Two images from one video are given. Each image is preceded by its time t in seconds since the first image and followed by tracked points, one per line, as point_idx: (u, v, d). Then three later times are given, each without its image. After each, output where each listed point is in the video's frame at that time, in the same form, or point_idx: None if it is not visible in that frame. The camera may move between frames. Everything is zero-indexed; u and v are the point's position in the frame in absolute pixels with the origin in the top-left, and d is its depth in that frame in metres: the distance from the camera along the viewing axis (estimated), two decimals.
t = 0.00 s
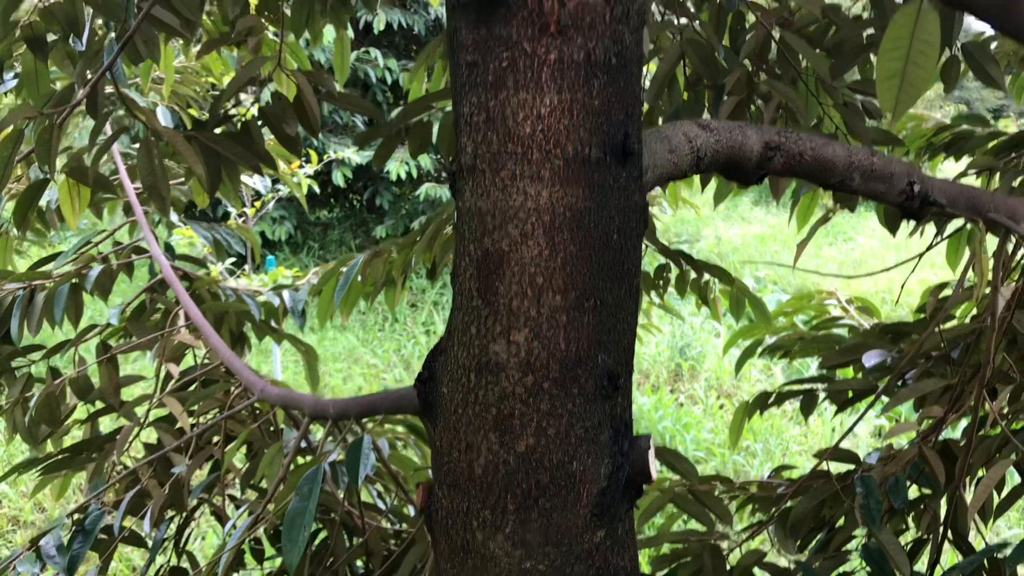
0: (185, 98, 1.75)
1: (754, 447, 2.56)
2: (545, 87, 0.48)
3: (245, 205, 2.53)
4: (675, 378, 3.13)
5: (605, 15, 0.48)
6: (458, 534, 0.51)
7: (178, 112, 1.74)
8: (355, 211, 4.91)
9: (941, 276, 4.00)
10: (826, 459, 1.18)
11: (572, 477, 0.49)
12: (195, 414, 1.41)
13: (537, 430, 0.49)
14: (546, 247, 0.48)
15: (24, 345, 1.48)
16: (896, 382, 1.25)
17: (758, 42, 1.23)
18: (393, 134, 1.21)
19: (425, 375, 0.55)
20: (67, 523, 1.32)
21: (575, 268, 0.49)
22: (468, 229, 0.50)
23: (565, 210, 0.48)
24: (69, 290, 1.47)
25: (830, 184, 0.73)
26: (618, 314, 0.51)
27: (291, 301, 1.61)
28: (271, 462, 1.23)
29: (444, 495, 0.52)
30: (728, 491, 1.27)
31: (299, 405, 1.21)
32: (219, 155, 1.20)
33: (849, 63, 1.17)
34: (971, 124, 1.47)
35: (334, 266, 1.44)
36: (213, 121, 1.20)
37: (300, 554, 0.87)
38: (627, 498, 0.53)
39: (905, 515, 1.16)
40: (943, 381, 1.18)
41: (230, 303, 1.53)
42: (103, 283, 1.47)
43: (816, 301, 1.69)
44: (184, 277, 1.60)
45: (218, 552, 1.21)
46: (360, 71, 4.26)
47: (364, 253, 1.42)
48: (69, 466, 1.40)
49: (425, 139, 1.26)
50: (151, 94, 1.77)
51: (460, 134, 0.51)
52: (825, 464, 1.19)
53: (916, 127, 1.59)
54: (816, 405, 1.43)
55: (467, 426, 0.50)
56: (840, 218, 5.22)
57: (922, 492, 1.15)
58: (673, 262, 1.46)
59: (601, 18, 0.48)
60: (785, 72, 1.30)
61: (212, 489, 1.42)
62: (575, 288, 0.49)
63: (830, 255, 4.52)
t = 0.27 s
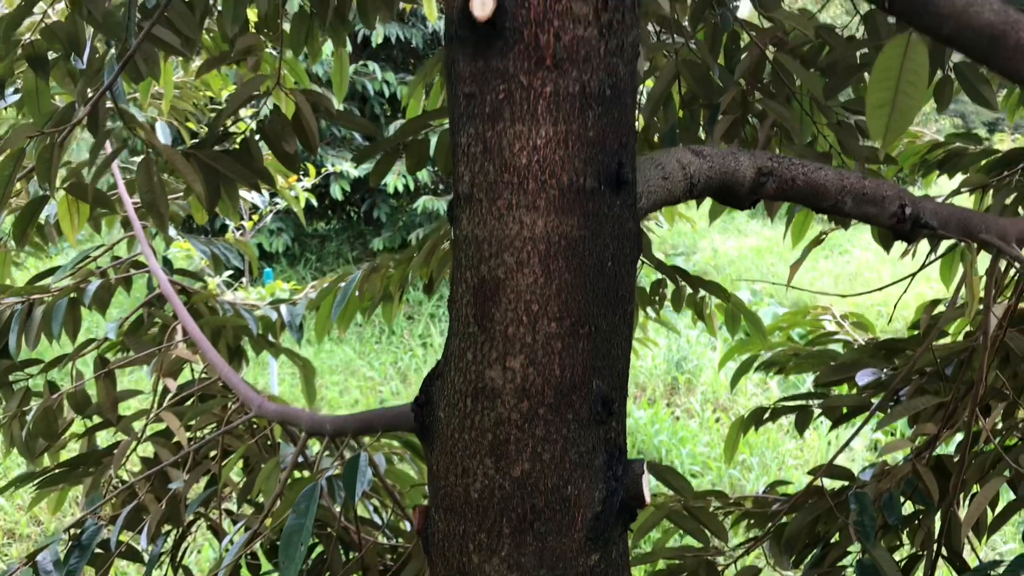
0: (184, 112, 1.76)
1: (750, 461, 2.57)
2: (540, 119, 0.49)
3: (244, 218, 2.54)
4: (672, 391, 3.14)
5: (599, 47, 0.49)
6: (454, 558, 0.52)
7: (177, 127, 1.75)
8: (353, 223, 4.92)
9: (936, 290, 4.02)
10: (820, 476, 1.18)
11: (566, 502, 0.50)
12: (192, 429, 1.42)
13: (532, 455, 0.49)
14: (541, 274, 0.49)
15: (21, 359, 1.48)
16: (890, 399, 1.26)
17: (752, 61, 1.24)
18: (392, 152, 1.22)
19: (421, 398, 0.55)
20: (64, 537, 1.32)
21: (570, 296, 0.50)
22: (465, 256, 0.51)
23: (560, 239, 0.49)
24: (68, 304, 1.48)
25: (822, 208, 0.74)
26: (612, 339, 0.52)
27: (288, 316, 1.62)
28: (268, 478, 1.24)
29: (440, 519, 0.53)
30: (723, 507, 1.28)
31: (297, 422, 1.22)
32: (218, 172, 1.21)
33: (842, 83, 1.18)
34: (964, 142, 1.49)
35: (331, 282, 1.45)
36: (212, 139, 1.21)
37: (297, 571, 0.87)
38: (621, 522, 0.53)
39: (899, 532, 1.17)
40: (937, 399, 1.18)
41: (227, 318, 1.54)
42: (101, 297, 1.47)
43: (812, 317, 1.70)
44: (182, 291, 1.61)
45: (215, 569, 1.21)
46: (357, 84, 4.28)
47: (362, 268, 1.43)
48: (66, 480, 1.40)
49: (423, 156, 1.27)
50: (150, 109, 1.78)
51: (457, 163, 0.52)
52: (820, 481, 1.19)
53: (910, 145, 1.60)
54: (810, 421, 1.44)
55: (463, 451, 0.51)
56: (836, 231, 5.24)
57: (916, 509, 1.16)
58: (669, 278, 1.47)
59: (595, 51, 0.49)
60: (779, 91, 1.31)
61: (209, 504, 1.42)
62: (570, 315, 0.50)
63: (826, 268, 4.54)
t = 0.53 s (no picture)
0: (183, 122, 1.76)
1: (747, 470, 2.57)
2: (537, 139, 0.49)
3: (242, 226, 2.55)
4: (670, 401, 3.15)
5: (596, 68, 0.50)
6: (451, 573, 0.52)
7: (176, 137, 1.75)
8: (351, 231, 4.93)
9: (933, 299, 4.03)
10: (817, 487, 1.19)
11: (562, 517, 0.50)
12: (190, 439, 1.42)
13: (529, 471, 0.50)
14: (537, 291, 0.50)
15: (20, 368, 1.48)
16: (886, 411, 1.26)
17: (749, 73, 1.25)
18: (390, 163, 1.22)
19: (419, 414, 0.56)
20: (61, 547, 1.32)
21: (566, 313, 0.50)
22: (462, 273, 0.52)
23: (556, 257, 0.50)
24: (66, 314, 1.48)
25: (818, 223, 0.75)
26: (608, 355, 0.53)
27: (286, 325, 1.62)
28: (265, 488, 1.24)
29: (437, 534, 0.53)
30: (721, 518, 1.28)
31: (294, 432, 1.22)
32: (217, 183, 1.22)
33: (839, 96, 1.19)
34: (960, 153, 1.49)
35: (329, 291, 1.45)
36: (211, 150, 1.22)
37: None
38: (617, 536, 0.54)
39: (895, 543, 1.17)
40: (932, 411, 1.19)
41: (226, 327, 1.54)
42: (100, 306, 1.48)
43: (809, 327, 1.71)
44: (180, 300, 1.61)
45: None
46: (356, 92, 4.29)
47: (360, 278, 1.43)
48: (64, 489, 1.40)
49: (421, 168, 1.27)
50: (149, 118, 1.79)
51: (455, 182, 0.53)
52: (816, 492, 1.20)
53: (906, 156, 1.61)
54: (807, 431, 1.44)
55: (460, 466, 0.51)
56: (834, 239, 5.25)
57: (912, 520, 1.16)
58: (666, 288, 1.48)
59: (592, 72, 0.50)
60: (776, 103, 1.32)
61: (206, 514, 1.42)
62: (566, 332, 0.50)
63: (824, 277, 4.55)
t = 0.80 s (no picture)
0: (182, 136, 1.77)
1: (744, 484, 2.58)
2: (533, 164, 0.50)
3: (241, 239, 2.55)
4: (667, 414, 3.15)
5: (591, 95, 0.51)
6: None
7: (176, 150, 1.76)
8: (350, 243, 4.94)
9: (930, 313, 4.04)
10: (813, 503, 1.19)
11: (558, 537, 0.51)
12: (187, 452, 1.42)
13: (525, 492, 0.50)
14: (533, 314, 0.50)
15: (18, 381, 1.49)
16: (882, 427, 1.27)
17: (745, 91, 1.26)
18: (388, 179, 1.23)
19: (417, 433, 0.56)
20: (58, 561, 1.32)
21: (562, 335, 0.51)
22: (459, 295, 0.53)
23: (552, 280, 0.50)
24: (65, 327, 1.49)
25: (812, 243, 0.75)
26: (604, 377, 0.53)
27: (284, 339, 1.62)
28: (262, 502, 1.24)
29: (434, 553, 0.53)
30: (718, 533, 1.28)
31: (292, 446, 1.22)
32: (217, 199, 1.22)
33: (834, 114, 1.20)
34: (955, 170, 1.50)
35: (327, 305, 1.46)
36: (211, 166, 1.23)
37: None
38: (612, 556, 0.54)
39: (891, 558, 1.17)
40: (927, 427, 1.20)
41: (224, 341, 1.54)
42: (99, 320, 1.48)
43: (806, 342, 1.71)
44: (179, 314, 1.62)
45: None
46: (355, 105, 4.31)
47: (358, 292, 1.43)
48: (61, 502, 1.40)
49: (420, 184, 1.28)
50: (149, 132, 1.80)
51: (452, 205, 0.54)
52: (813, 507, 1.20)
53: (902, 172, 1.61)
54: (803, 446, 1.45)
55: (457, 486, 0.52)
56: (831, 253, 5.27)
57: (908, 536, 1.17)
58: (663, 304, 1.48)
59: (587, 98, 0.51)
60: (772, 120, 1.33)
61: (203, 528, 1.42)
62: (562, 354, 0.51)
63: (821, 290, 4.56)
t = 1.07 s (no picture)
0: (181, 149, 1.78)
1: (742, 497, 2.57)
2: (530, 189, 0.51)
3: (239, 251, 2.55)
4: (665, 426, 3.15)
5: (586, 120, 0.51)
6: None
7: (175, 163, 1.77)
8: (348, 254, 4.95)
9: (927, 325, 4.05)
10: (810, 518, 1.19)
11: (553, 559, 0.51)
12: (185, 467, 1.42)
13: (520, 513, 0.51)
14: (529, 337, 0.51)
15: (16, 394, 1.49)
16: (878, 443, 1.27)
17: (742, 108, 1.27)
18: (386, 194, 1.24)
19: (413, 454, 0.57)
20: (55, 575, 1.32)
21: (558, 358, 0.51)
22: (456, 319, 0.53)
23: (548, 303, 0.51)
24: (64, 340, 1.49)
25: (806, 263, 0.76)
26: (599, 398, 0.54)
27: (281, 352, 1.62)
28: (259, 517, 1.24)
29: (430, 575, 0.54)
30: (715, 548, 1.28)
31: (289, 461, 1.22)
32: (216, 214, 1.23)
33: (830, 131, 1.20)
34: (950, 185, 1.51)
35: (325, 319, 1.46)
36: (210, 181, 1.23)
37: None
38: None
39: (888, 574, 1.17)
40: (924, 443, 1.20)
41: (222, 355, 1.54)
42: (96, 333, 1.48)
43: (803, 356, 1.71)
44: (177, 327, 1.62)
45: None
46: (354, 117, 4.33)
47: (355, 306, 1.43)
48: (57, 516, 1.40)
49: (417, 199, 1.29)
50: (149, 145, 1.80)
51: (449, 228, 0.54)
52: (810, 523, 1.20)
53: (898, 187, 1.62)
54: (800, 461, 1.45)
55: (452, 508, 0.52)
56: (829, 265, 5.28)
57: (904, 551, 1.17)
58: (660, 318, 1.49)
59: (583, 124, 0.51)
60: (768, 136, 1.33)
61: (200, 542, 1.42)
62: (557, 377, 0.51)
63: (818, 302, 4.57)
